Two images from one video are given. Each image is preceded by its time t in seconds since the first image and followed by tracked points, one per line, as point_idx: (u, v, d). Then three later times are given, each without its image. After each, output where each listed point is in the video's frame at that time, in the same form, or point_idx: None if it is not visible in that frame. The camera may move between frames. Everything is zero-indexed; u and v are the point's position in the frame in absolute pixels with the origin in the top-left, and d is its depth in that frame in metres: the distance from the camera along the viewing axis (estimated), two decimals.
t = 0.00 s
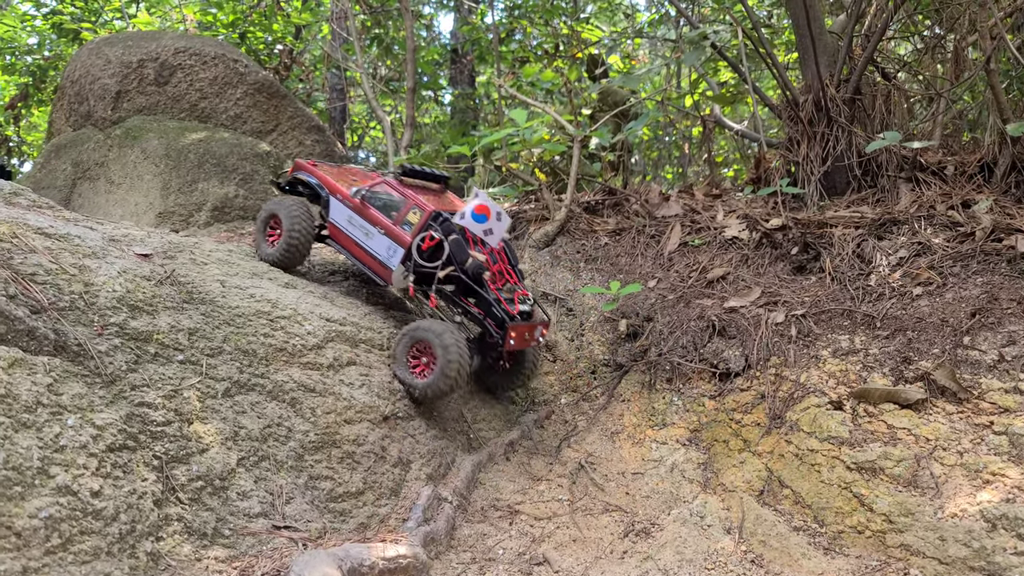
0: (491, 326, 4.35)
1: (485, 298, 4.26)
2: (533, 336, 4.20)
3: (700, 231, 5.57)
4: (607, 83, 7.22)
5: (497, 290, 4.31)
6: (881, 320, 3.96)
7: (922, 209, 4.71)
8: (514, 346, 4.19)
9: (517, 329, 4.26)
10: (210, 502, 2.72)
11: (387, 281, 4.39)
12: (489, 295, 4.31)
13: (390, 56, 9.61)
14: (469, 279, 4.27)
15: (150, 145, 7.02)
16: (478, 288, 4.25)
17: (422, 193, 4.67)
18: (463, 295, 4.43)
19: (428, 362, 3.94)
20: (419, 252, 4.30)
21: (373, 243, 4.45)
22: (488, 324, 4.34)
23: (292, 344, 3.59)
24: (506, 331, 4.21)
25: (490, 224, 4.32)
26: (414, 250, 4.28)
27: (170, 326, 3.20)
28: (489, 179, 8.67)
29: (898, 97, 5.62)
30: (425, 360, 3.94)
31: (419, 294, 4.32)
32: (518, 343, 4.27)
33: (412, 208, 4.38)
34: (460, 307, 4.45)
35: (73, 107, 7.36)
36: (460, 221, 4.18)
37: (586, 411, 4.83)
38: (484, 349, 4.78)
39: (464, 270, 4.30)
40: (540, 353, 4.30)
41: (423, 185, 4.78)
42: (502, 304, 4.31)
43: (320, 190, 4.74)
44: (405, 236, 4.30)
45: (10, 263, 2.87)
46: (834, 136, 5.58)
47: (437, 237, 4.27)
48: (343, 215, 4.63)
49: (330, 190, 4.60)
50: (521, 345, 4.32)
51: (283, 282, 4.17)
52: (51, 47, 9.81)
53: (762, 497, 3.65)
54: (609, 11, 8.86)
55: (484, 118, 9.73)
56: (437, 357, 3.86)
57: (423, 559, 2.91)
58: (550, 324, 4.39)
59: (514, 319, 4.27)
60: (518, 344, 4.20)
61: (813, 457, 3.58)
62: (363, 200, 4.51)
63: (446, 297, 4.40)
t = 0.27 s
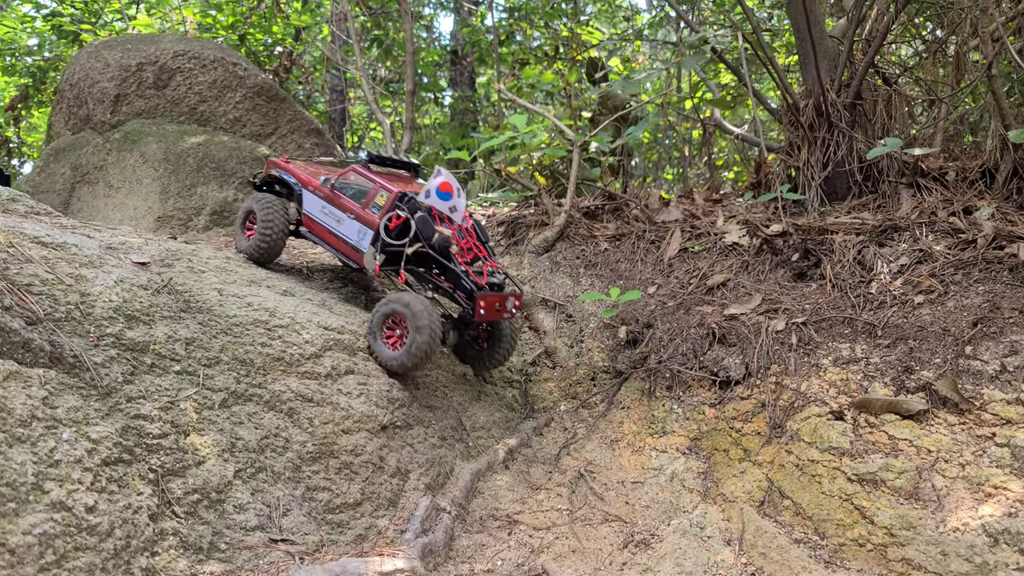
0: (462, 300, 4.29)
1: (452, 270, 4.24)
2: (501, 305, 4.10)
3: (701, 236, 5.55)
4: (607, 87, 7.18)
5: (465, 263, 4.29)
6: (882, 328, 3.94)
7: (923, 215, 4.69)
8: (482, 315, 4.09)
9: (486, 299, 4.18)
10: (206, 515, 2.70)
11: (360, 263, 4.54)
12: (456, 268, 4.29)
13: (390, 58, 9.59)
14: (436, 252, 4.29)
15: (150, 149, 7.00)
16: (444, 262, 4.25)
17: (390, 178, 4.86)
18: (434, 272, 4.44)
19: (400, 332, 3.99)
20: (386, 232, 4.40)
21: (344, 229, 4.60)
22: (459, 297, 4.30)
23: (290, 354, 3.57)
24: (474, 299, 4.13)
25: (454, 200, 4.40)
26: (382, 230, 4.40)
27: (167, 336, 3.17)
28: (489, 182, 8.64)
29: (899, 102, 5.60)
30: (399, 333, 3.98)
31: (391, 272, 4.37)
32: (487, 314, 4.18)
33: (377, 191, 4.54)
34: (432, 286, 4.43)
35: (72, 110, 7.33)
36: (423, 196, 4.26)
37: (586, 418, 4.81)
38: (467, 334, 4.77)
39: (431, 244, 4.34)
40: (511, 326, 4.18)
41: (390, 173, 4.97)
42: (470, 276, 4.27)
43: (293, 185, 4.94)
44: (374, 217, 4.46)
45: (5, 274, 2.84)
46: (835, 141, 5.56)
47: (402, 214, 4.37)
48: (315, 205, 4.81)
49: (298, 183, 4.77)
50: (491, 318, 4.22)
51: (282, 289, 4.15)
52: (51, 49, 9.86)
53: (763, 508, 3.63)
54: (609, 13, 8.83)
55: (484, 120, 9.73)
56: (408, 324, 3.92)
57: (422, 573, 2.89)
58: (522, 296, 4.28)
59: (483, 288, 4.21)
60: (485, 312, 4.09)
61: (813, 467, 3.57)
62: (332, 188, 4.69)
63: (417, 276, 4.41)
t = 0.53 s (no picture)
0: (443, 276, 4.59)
1: (432, 249, 4.53)
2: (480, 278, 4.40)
3: (707, 244, 5.54)
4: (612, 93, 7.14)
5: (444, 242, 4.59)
6: (891, 339, 3.96)
7: (932, 224, 4.68)
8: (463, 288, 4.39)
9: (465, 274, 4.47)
10: (216, 531, 2.69)
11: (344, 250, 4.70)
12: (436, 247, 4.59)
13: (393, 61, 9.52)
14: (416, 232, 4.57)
15: (155, 155, 7.00)
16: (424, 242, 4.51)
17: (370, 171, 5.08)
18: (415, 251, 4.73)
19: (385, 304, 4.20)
20: (368, 216, 4.65)
21: (329, 219, 4.77)
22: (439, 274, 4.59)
23: (299, 365, 3.57)
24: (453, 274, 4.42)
25: (433, 184, 4.70)
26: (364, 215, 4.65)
27: (176, 349, 3.16)
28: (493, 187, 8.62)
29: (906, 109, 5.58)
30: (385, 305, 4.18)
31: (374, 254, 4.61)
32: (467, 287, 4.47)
33: (359, 181, 4.75)
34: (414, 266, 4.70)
35: (77, 116, 7.33)
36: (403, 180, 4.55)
37: (592, 426, 4.80)
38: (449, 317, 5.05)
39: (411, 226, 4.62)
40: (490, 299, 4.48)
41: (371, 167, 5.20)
42: (449, 253, 4.58)
43: (278, 183, 5.12)
44: (356, 205, 4.68)
45: (16, 288, 2.83)
46: (842, 148, 5.54)
47: (383, 199, 4.65)
48: (300, 201, 4.98)
49: (283, 180, 4.95)
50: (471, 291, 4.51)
51: (289, 299, 4.13)
52: (54, 51, 9.98)
53: (773, 521, 3.62)
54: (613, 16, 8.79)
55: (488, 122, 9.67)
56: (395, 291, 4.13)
57: None
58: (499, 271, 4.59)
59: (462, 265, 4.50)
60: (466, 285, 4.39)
61: (823, 481, 3.57)
62: (317, 182, 4.88)
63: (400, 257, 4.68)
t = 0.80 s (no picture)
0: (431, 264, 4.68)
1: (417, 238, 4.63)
2: (463, 261, 4.46)
3: (726, 251, 5.51)
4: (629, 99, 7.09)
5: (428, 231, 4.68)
6: (917, 350, 4.00)
7: (955, 231, 4.65)
8: (448, 272, 4.45)
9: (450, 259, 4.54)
10: (245, 545, 2.70)
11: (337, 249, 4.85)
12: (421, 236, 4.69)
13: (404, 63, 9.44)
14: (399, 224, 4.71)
15: (173, 163, 7.06)
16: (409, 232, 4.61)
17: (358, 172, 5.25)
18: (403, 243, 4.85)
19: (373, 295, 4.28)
20: (354, 214, 4.81)
21: (321, 221, 4.94)
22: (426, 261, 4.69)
23: (323, 377, 3.59)
24: (437, 258, 4.51)
25: (415, 176, 4.86)
26: (352, 213, 4.81)
27: (202, 362, 3.17)
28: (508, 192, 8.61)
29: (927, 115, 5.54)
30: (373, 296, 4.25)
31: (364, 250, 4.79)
32: (453, 272, 4.54)
33: (345, 181, 4.92)
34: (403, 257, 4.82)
35: (96, 124, 7.40)
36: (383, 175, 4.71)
37: (611, 435, 4.79)
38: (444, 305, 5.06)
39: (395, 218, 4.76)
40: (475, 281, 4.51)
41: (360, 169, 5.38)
42: (433, 241, 4.68)
43: (273, 192, 5.33)
44: (343, 205, 4.84)
45: (47, 303, 2.84)
46: (862, 154, 5.51)
47: (367, 195, 4.80)
48: (294, 207, 5.18)
49: (276, 188, 5.16)
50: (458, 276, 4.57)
51: (310, 310, 4.14)
52: (69, 57, 10.19)
53: (798, 535, 3.60)
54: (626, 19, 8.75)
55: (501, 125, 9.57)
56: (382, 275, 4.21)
57: None
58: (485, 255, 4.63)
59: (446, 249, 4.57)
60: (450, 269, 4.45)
61: (849, 494, 3.57)
62: (307, 187, 5.07)
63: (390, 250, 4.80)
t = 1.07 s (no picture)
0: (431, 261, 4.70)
1: (417, 236, 4.65)
2: (462, 254, 4.48)
3: (761, 261, 5.43)
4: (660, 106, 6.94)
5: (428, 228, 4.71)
6: (964, 366, 3.89)
7: (1001, 241, 4.53)
8: (448, 266, 4.48)
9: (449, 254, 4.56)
10: (288, 568, 2.73)
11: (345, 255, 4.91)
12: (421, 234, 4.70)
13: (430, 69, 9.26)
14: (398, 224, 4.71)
15: (207, 174, 7.16)
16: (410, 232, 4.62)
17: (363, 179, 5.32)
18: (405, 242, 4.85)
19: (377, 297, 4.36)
20: (357, 220, 4.85)
21: (329, 230, 5.02)
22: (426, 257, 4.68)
23: (361, 396, 3.62)
24: (435, 253, 4.50)
25: (413, 178, 4.91)
26: (354, 218, 4.85)
27: (242, 383, 3.18)
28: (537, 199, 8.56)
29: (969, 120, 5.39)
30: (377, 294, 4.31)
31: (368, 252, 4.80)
32: (453, 266, 4.56)
33: (349, 189, 5.00)
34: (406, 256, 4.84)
35: (133, 137, 7.56)
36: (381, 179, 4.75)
37: (646, 450, 4.74)
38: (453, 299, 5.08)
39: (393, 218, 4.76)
40: (477, 273, 4.53)
41: (366, 177, 5.45)
42: (432, 237, 4.68)
43: (287, 207, 5.47)
44: (348, 212, 4.90)
45: (93, 326, 2.83)
46: (901, 160, 5.35)
47: (367, 201, 4.83)
48: (307, 220, 5.29)
49: (286, 204, 5.29)
50: (459, 269, 4.60)
51: (345, 326, 4.15)
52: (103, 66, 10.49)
53: (841, 556, 3.55)
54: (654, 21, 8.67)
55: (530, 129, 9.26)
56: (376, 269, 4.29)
57: None
58: (485, 248, 4.66)
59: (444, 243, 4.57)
60: (450, 262, 4.47)
61: (895, 516, 3.50)
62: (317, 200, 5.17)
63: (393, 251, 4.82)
